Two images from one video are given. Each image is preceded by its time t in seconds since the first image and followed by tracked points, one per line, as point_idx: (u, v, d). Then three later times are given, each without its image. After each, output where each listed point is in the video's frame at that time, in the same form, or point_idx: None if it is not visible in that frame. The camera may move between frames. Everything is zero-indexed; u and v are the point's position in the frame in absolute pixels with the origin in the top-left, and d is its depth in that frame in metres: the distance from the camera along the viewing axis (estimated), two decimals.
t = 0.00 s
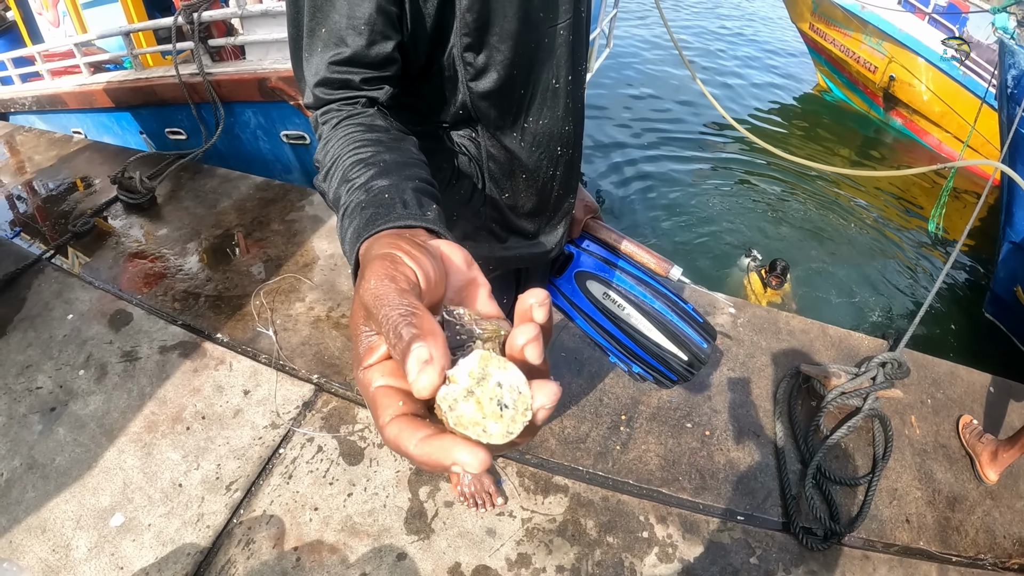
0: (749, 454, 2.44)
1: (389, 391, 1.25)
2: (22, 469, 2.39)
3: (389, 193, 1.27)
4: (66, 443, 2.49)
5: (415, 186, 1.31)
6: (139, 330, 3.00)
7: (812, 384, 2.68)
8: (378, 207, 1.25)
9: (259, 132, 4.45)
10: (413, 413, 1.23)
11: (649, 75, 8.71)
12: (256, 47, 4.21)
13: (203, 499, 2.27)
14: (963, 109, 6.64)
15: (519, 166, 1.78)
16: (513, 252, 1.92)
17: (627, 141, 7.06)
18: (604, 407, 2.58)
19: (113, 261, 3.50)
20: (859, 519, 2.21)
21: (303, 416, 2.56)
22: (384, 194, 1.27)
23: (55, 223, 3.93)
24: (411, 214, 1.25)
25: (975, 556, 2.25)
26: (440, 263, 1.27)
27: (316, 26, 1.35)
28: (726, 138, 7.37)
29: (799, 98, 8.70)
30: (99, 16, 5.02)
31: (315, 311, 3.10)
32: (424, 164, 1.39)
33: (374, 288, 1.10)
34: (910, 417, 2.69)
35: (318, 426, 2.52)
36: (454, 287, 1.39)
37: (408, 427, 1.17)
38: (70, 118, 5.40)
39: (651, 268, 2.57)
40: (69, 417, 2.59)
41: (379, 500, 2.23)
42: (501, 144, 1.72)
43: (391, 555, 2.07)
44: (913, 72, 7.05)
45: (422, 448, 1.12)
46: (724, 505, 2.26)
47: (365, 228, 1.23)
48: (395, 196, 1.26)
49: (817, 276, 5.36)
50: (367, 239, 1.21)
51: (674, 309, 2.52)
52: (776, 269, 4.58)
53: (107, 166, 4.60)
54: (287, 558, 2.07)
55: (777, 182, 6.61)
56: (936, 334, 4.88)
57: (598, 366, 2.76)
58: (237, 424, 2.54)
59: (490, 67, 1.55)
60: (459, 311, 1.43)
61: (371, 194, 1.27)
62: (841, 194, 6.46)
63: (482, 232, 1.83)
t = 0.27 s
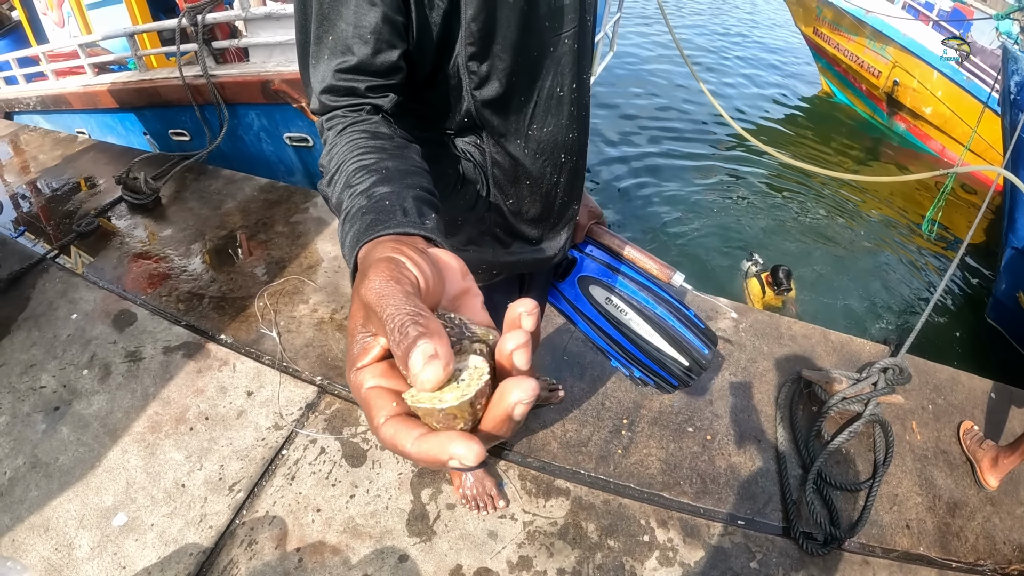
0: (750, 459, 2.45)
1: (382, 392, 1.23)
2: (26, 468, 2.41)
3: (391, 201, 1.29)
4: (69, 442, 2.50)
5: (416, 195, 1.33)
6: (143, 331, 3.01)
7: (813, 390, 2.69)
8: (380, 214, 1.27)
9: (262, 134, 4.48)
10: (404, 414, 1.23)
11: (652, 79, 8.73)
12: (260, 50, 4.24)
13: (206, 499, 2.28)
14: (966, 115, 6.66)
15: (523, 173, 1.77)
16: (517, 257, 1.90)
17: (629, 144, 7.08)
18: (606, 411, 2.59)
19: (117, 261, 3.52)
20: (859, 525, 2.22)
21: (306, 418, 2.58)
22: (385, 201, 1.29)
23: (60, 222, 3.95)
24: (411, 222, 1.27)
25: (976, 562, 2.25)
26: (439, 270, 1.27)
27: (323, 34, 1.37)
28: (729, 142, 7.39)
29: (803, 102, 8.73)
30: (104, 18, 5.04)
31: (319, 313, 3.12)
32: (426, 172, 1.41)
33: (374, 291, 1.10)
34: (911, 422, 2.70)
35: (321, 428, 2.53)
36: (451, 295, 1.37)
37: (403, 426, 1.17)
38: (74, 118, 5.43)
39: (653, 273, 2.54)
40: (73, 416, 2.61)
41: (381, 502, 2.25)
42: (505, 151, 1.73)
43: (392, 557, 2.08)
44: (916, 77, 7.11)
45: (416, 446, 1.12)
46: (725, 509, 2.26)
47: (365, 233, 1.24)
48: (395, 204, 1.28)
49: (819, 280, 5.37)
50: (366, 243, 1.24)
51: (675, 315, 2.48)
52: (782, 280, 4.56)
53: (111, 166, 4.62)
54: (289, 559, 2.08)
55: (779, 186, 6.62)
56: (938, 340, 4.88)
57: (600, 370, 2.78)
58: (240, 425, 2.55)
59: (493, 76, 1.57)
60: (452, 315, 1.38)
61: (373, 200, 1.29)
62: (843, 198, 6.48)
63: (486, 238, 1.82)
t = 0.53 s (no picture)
0: (751, 461, 2.45)
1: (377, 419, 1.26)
2: (26, 468, 2.41)
3: (390, 201, 1.29)
4: (69, 443, 2.50)
5: (416, 194, 1.32)
6: (143, 331, 3.01)
7: (814, 391, 2.68)
8: (378, 212, 1.26)
9: (262, 136, 4.48)
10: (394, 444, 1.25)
11: (653, 79, 8.74)
12: (258, 52, 4.23)
13: (206, 500, 2.28)
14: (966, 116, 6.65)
15: (525, 175, 1.76)
16: (519, 259, 1.92)
17: (630, 145, 7.08)
18: (607, 412, 2.59)
19: (118, 262, 3.52)
20: (860, 526, 2.22)
21: (307, 419, 2.57)
22: (384, 200, 1.28)
23: (60, 223, 3.95)
24: (410, 222, 1.27)
25: (977, 563, 2.25)
26: (415, 272, 1.27)
27: (324, 34, 1.37)
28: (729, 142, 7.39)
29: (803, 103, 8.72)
30: (103, 19, 5.04)
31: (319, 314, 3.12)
32: (427, 172, 1.40)
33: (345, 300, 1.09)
34: (912, 424, 2.70)
35: (322, 429, 2.53)
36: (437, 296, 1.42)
37: (391, 462, 1.17)
38: (74, 119, 5.43)
39: (655, 275, 2.50)
40: (73, 417, 2.60)
41: (382, 504, 2.25)
42: (507, 152, 1.71)
43: (393, 558, 2.07)
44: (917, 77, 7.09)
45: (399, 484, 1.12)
46: (726, 511, 2.26)
47: (364, 233, 1.24)
48: (395, 204, 1.28)
49: (819, 280, 5.36)
50: (358, 243, 1.23)
51: (676, 317, 2.46)
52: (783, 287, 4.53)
53: (112, 167, 4.62)
54: (289, 560, 2.08)
55: (779, 187, 6.62)
56: (938, 341, 4.88)
57: (601, 371, 2.78)
58: (241, 425, 2.55)
59: (495, 77, 1.55)
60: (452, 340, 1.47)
61: (372, 199, 1.28)
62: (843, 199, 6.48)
63: (488, 239, 1.83)
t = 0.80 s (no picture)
0: (753, 461, 2.45)
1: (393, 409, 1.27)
2: (26, 468, 2.40)
3: (394, 196, 1.33)
4: (69, 443, 2.49)
5: (420, 188, 1.36)
6: (144, 331, 3.00)
7: (817, 392, 2.67)
8: (382, 208, 1.32)
9: (261, 138, 4.47)
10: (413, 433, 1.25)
11: (653, 80, 8.74)
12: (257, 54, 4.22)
13: (207, 501, 2.27)
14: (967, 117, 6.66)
15: (530, 173, 1.75)
16: (524, 260, 1.90)
17: (630, 146, 7.08)
18: (609, 412, 2.59)
19: (118, 262, 3.51)
20: (863, 527, 2.21)
21: (308, 419, 2.57)
22: (388, 196, 1.33)
23: (60, 223, 3.94)
24: (413, 217, 1.32)
25: (979, 565, 2.24)
26: (404, 265, 1.29)
27: (329, 31, 1.38)
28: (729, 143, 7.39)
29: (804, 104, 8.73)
30: (103, 20, 5.03)
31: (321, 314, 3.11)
32: (432, 166, 1.44)
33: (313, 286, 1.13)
34: (914, 424, 2.69)
35: (323, 429, 2.52)
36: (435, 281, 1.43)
37: (409, 463, 1.17)
38: (75, 120, 5.43)
39: (659, 275, 2.52)
40: (73, 417, 2.60)
41: (383, 504, 2.24)
42: (511, 150, 1.71)
43: (394, 559, 2.07)
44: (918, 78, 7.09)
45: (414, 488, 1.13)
46: (728, 512, 2.26)
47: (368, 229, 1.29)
48: (399, 199, 1.33)
49: (820, 280, 5.36)
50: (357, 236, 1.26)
51: (681, 317, 2.46)
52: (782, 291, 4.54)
53: (112, 166, 4.62)
54: (290, 561, 2.07)
55: (779, 188, 6.62)
56: (939, 342, 4.87)
57: (603, 372, 2.77)
58: (242, 426, 2.54)
59: (501, 74, 1.55)
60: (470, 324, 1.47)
61: (376, 196, 1.33)
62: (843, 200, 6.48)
63: (493, 239, 1.81)
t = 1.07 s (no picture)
0: (752, 462, 2.44)
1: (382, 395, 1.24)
2: (24, 469, 2.40)
3: (385, 196, 1.33)
4: (68, 443, 2.49)
5: (411, 187, 1.35)
6: (143, 331, 3.00)
7: (817, 392, 2.66)
8: (372, 208, 1.31)
9: (259, 140, 4.47)
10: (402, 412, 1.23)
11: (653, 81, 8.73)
12: (255, 57, 4.22)
13: (205, 501, 2.26)
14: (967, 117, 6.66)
15: (526, 171, 1.74)
16: (522, 256, 1.88)
17: (630, 146, 7.08)
18: (609, 413, 2.58)
19: (117, 261, 3.51)
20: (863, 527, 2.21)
21: (307, 419, 2.56)
22: (379, 196, 1.32)
23: (59, 223, 3.94)
24: (402, 217, 1.31)
25: (980, 565, 2.23)
26: (392, 266, 1.30)
27: (323, 29, 1.36)
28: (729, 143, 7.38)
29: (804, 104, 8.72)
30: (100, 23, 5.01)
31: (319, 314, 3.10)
32: (426, 164, 1.42)
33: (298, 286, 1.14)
34: (914, 424, 2.69)
35: (322, 429, 2.52)
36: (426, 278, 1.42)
37: (399, 440, 1.15)
38: (72, 122, 5.41)
39: (659, 274, 2.52)
40: (71, 417, 2.59)
41: (382, 505, 2.23)
42: (508, 148, 1.71)
43: (393, 560, 2.06)
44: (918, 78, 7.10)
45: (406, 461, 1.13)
46: (728, 512, 2.25)
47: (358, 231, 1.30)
48: (389, 199, 1.32)
49: (819, 280, 5.36)
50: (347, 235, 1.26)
51: (680, 315, 2.45)
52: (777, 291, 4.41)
53: (111, 166, 4.61)
54: (289, 562, 2.06)
55: (779, 188, 6.61)
56: (939, 342, 4.87)
57: (602, 372, 2.77)
58: (241, 426, 2.54)
59: (495, 71, 1.55)
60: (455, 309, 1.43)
61: (367, 196, 1.33)
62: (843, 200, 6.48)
63: (490, 236, 1.80)
